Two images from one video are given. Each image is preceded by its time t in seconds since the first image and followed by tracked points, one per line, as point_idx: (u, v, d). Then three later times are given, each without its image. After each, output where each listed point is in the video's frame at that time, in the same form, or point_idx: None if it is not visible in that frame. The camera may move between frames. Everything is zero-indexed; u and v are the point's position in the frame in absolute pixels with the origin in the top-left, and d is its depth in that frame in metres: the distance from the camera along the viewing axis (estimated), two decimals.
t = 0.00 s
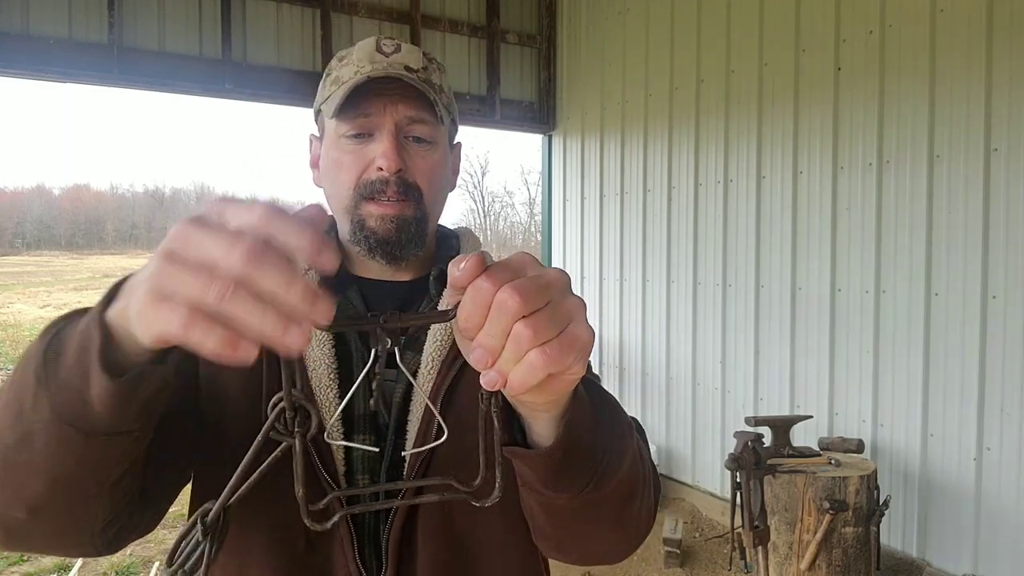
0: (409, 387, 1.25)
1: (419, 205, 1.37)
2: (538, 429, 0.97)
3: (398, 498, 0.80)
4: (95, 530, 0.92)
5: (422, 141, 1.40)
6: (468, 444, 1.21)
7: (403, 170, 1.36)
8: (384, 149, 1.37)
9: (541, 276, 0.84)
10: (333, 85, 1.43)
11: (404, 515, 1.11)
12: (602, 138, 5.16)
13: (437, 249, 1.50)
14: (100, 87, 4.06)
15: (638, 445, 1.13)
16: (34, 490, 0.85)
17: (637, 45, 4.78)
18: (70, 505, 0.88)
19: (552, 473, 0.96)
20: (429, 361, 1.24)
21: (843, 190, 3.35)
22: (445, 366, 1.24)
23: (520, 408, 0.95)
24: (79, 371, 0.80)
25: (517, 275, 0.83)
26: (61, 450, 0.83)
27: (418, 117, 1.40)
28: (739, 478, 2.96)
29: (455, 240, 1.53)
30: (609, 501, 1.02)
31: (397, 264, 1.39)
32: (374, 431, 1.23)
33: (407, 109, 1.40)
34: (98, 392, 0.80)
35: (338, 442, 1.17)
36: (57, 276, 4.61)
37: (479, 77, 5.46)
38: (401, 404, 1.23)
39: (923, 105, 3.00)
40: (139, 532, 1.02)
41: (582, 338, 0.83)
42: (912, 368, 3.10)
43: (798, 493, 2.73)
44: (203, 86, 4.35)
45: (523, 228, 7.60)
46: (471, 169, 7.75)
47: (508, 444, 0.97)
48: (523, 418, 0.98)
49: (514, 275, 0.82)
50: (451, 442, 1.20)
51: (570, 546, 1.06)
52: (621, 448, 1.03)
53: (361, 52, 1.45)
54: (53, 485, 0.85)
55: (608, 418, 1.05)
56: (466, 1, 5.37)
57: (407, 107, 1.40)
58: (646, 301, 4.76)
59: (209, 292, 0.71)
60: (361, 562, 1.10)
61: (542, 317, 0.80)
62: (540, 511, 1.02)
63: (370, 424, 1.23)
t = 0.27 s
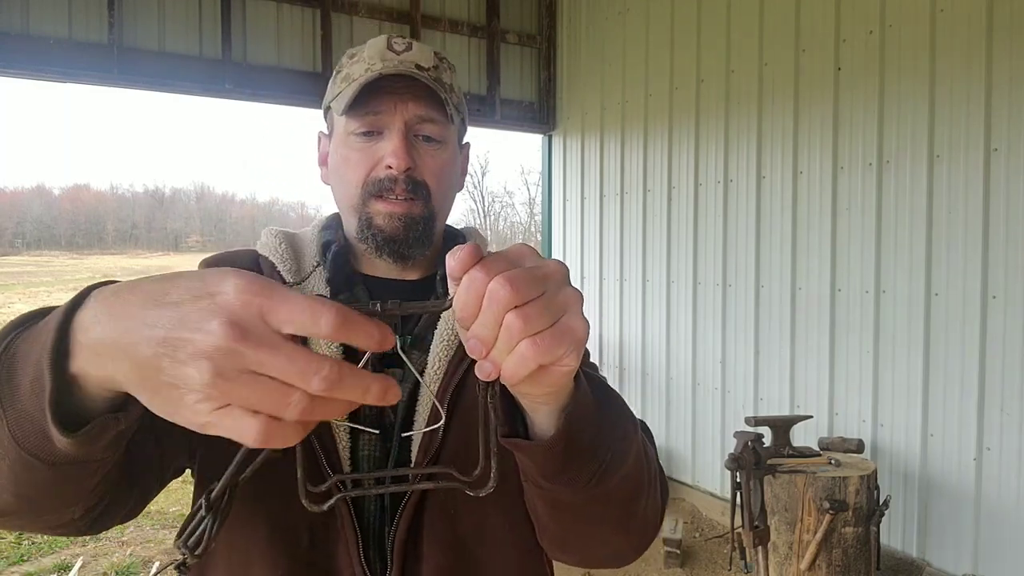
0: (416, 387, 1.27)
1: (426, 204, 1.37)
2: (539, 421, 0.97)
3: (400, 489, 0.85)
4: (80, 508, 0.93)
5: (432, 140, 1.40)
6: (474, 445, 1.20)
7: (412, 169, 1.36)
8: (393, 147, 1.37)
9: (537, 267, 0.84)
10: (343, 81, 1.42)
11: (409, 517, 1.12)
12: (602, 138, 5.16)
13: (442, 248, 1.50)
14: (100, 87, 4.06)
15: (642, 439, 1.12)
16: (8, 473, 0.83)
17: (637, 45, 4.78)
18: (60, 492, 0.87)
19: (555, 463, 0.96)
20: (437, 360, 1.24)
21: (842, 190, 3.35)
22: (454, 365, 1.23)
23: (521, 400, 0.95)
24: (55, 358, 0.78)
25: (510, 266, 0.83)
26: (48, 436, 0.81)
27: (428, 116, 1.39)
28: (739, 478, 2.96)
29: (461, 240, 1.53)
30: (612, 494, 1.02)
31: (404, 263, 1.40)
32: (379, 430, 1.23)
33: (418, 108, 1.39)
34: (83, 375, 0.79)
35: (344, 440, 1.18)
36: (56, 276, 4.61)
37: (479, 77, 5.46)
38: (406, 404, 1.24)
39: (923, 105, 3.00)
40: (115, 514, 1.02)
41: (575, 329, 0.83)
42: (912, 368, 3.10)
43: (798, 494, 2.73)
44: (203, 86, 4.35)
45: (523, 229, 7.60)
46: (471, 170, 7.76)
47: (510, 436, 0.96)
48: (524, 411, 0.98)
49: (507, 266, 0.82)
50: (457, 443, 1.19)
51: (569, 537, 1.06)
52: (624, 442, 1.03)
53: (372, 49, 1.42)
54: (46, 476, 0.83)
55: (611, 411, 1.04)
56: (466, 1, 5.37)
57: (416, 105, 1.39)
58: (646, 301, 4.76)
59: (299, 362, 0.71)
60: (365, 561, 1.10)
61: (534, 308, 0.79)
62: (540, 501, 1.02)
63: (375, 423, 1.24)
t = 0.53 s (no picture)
0: (422, 389, 1.27)
1: (436, 207, 1.38)
2: (546, 426, 0.97)
3: (405, 488, 0.83)
4: (81, 507, 0.94)
5: (444, 143, 1.41)
6: (480, 449, 1.20)
7: (424, 170, 1.37)
8: (406, 148, 1.37)
9: (540, 272, 0.84)
10: (357, 78, 1.42)
11: (415, 521, 1.13)
12: (602, 138, 5.16)
13: (449, 249, 1.50)
14: (100, 87, 4.06)
15: (649, 445, 1.12)
16: (11, 470, 0.83)
17: (637, 45, 4.79)
18: (58, 494, 0.87)
19: (562, 467, 0.96)
20: (442, 364, 1.24)
21: (842, 190, 3.36)
22: (460, 369, 1.24)
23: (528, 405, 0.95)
24: (72, 354, 0.79)
25: (513, 271, 0.83)
26: (57, 434, 0.81)
27: (442, 118, 1.40)
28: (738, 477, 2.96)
29: (467, 241, 1.54)
30: (618, 500, 1.02)
31: (411, 264, 1.41)
32: (385, 433, 1.24)
33: (432, 109, 1.39)
34: (99, 372, 0.79)
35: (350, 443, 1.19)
36: (56, 276, 4.62)
37: (479, 77, 5.46)
38: (412, 408, 1.25)
39: (923, 105, 3.00)
40: (117, 511, 1.02)
41: (578, 335, 0.83)
42: (912, 368, 3.10)
43: (798, 493, 2.73)
44: (204, 86, 4.36)
45: (523, 229, 7.62)
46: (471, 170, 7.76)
47: (516, 441, 0.97)
48: (532, 416, 0.98)
49: (509, 272, 0.83)
50: (462, 446, 1.20)
51: (575, 540, 1.07)
52: (632, 449, 1.03)
53: (388, 46, 1.43)
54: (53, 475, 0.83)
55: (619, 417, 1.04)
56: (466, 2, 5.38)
57: (430, 107, 1.40)
58: (647, 301, 4.76)
59: (346, 363, 0.74)
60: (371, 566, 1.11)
61: (535, 314, 0.80)
62: (547, 504, 1.03)
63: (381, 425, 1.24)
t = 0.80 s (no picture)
0: (427, 392, 1.27)
1: (443, 207, 1.38)
2: (549, 433, 0.97)
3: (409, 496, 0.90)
4: (77, 512, 0.94)
5: (453, 143, 1.41)
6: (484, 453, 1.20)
7: (432, 171, 1.37)
8: (414, 147, 1.37)
9: (540, 278, 0.84)
10: (368, 75, 1.42)
11: (420, 526, 1.13)
12: (602, 138, 5.16)
13: (454, 249, 1.51)
14: (100, 87, 4.06)
15: (653, 450, 1.12)
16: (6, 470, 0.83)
17: (637, 45, 4.79)
18: (55, 498, 0.88)
19: (565, 473, 0.96)
20: (447, 367, 1.24)
21: (842, 190, 3.36)
22: (464, 373, 1.24)
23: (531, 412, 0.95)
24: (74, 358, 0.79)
25: (513, 277, 0.83)
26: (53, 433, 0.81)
27: (452, 118, 1.40)
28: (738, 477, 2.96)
29: (472, 241, 1.54)
30: (623, 506, 1.02)
31: (415, 264, 1.40)
32: (390, 436, 1.24)
33: (441, 109, 1.39)
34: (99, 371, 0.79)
35: (354, 447, 1.19)
36: (56, 276, 4.62)
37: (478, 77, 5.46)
38: (416, 411, 1.25)
39: (923, 104, 3.00)
40: (115, 516, 1.02)
41: (578, 340, 0.83)
42: (912, 368, 3.10)
43: (798, 493, 2.74)
44: (204, 86, 4.36)
45: (523, 228, 7.62)
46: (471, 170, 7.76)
47: (519, 447, 0.97)
48: (535, 424, 0.98)
49: (509, 277, 0.83)
50: (466, 449, 1.20)
51: (581, 548, 1.05)
52: (636, 455, 1.03)
53: (400, 44, 1.43)
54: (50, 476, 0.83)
55: (622, 422, 1.04)
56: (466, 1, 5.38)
57: (440, 107, 1.40)
58: (647, 301, 4.76)
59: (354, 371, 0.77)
60: (375, 570, 1.11)
61: (534, 319, 0.80)
62: (551, 511, 1.02)
63: (386, 428, 1.24)
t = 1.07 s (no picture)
0: (428, 393, 1.28)
1: (445, 208, 1.38)
2: (550, 445, 0.97)
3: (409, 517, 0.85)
4: (68, 512, 0.92)
5: (456, 144, 1.41)
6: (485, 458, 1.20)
7: (433, 171, 1.37)
8: (417, 147, 1.38)
9: (541, 291, 0.84)
10: (372, 74, 1.42)
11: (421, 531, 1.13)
12: (602, 138, 5.16)
13: (455, 250, 1.50)
14: (100, 86, 4.06)
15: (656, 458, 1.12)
16: None
17: (637, 45, 4.79)
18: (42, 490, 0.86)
19: (564, 484, 0.96)
20: (449, 368, 1.26)
21: (842, 190, 3.36)
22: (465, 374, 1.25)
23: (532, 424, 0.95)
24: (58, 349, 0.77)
25: (516, 289, 0.83)
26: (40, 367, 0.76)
27: (455, 119, 1.41)
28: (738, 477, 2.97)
29: (474, 241, 1.54)
30: (624, 516, 1.02)
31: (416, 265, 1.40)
32: (390, 438, 1.23)
33: (445, 110, 1.40)
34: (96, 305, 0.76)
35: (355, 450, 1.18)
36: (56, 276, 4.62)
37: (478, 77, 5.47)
38: (417, 413, 1.25)
39: (923, 104, 3.01)
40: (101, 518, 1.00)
41: (581, 355, 0.83)
42: (912, 368, 3.10)
43: (798, 493, 2.74)
44: (204, 85, 4.36)
45: (523, 228, 7.63)
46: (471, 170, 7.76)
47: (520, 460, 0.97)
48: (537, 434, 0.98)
49: (510, 290, 0.83)
50: (468, 453, 1.20)
51: (584, 559, 1.04)
52: (638, 464, 1.03)
53: (404, 43, 1.44)
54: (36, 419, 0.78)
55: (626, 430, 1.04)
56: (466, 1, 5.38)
57: (443, 107, 1.40)
58: (647, 301, 4.76)
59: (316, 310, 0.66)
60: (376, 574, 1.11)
61: (535, 335, 0.80)
62: (552, 522, 1.02)
63: (387, 431, 1.24)
